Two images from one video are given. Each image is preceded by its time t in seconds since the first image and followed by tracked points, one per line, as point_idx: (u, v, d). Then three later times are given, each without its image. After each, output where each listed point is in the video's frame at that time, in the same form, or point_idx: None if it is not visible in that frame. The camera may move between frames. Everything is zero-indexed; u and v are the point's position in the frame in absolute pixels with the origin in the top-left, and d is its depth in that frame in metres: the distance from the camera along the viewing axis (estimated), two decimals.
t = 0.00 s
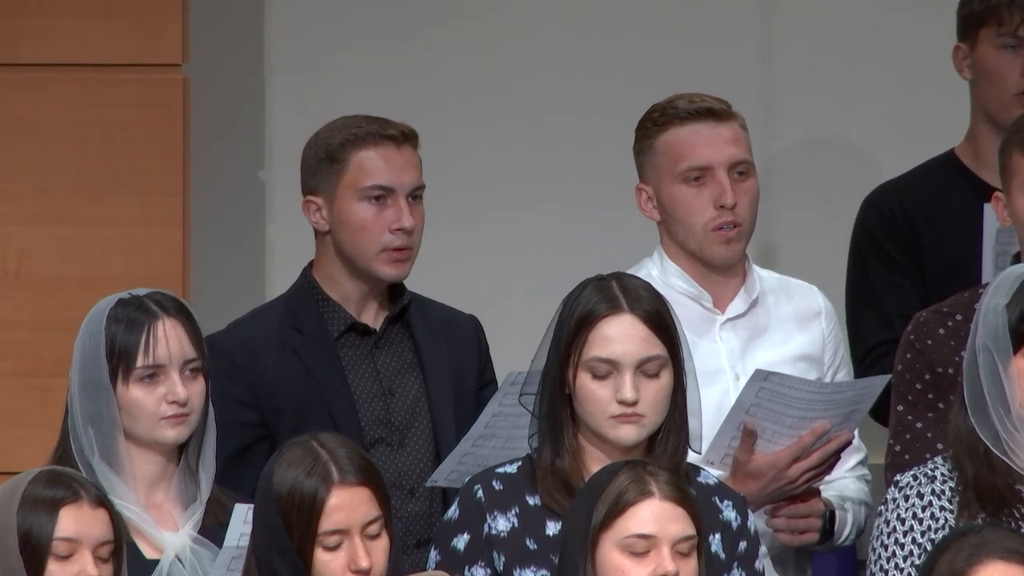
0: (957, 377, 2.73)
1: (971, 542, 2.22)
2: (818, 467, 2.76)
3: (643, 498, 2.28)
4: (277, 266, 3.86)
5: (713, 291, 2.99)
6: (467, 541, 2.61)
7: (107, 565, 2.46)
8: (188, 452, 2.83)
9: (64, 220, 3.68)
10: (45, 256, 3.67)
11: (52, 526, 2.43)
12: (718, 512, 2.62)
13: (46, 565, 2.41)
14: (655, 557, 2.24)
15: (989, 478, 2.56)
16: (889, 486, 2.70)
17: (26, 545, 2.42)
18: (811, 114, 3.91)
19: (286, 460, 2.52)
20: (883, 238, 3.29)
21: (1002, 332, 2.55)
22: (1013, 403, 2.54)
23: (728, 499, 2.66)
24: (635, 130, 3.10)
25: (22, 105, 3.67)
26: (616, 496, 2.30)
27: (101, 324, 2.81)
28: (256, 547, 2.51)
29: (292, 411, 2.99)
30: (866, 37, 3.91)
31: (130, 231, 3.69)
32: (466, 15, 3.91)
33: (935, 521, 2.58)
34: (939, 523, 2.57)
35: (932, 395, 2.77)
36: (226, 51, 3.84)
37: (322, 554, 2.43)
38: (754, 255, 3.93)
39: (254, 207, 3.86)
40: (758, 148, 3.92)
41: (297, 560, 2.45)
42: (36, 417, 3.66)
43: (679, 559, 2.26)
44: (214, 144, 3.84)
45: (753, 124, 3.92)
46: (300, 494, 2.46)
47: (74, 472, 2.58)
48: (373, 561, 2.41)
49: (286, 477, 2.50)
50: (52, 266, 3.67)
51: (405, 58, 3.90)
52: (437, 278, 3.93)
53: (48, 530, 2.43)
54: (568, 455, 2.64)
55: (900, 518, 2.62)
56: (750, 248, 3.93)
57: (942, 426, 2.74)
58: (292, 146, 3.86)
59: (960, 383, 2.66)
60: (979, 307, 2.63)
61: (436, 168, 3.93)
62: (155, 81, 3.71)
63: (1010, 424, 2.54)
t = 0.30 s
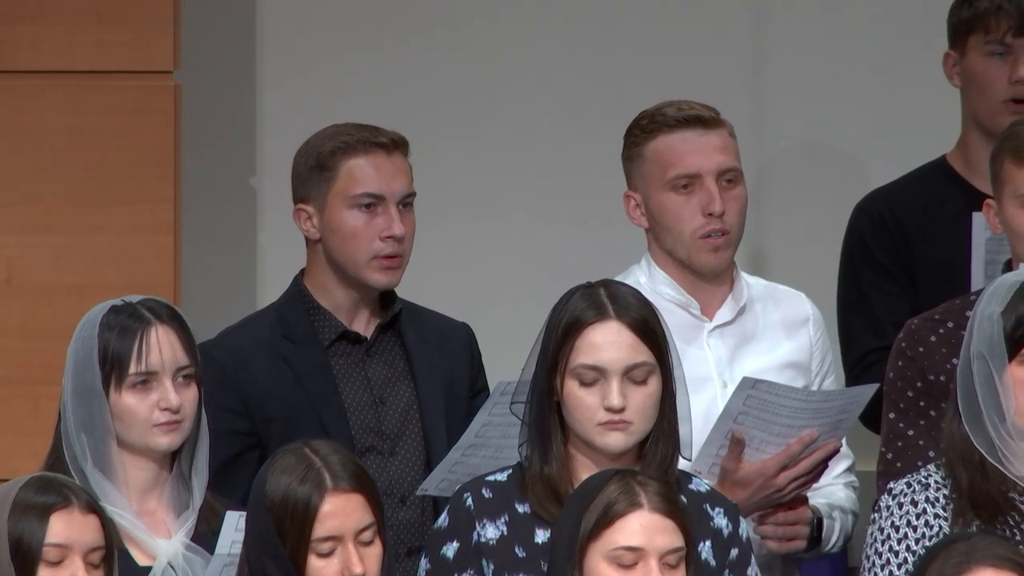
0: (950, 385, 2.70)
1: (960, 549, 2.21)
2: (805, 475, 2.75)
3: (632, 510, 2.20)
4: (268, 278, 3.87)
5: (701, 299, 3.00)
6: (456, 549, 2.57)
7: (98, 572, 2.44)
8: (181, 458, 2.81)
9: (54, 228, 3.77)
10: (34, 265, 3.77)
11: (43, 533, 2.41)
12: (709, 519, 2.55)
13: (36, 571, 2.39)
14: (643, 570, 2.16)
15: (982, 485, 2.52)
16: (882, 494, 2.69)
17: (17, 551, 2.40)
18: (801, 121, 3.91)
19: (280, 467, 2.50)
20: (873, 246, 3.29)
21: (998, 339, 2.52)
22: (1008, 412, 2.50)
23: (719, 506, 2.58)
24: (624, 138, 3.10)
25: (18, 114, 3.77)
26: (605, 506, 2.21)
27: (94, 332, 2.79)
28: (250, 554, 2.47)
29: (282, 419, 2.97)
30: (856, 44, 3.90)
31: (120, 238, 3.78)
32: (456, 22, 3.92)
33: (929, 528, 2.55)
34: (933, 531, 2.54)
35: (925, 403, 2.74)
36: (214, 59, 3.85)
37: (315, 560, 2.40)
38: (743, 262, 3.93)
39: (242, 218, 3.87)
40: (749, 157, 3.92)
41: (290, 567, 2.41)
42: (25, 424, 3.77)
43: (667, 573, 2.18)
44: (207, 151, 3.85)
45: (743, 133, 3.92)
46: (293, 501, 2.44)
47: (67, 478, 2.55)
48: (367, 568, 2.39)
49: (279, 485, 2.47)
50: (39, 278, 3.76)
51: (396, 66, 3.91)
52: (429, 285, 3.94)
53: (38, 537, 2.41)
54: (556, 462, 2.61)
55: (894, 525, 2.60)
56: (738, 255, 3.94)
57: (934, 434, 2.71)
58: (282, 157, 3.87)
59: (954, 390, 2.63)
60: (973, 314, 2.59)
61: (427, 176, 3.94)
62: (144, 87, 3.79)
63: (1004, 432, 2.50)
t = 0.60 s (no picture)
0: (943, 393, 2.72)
1: (948, 555, 2.21)
2: (793, 482, 2.76)
3: (618, 515, 2.19)
4: (260, 282, 3.89)
5: (689, 306, 3.01)
6: (447, 556, 2.53)
7: None
8: (173, 465, 2.75)
9: (46, 235, 3.80)
10: (24, 271, 3.77)
11: (35, 538, 2.37)
12: (699, 527, 2.53)
13: None
14: None
15: (974, 493, 2.53)
16: (873, 502, 2.67)
17: (9, 557, 2.35)
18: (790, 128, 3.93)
19: (273, 474, 2.49)
20: (862, 253, 3.30)
21: (988, 345, 2.53)
22: (999, 417, 2.50)
23: (710, 514, 2.56)
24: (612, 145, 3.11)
25: (9, 119, 3.78)
26: (590, 512, 2.19)
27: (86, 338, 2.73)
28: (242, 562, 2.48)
29: (273, 426, 2.95)
30: (845, 50, 3.92)
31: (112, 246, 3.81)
32: (446, 29, 3.92)
33: (920, 536, 2.54)
34: (924, 539, 2.53)
35: (918, 410, 2.75)
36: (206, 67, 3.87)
37: (308, 568, 2.38)
38: (731, 269, 3.93)
39: (236, 225, 3.88)
40: (738, 162, 3.93)
41: None
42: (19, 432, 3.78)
43: None
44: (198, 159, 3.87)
45: (733, 139, 3.93)
46: (287, 508, 2.43)
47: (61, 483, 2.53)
48: None
49: (273, 491, 2.46)
50: (34, 282, 3.77)
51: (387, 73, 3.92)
52: (420, 291, 3.95)
53: (31, 542, 2.36)
54: (547, 469, 2.55)
55: (885, 532, 2.59)
56: (727, 262, 3.94)
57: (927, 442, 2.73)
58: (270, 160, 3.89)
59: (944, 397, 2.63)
60: (964, 320, 2.60)
61: (418, 184, 3.94)
62: (135, 95, 3.82)
63: (995, 438, 2.50)
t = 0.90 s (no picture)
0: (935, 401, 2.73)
1: (935, 562, 2.21)
2: (783, 489, 2.76)
3: (604, 513, 2.18)
4: (252, 287, 3.90)
5: (679, 313, 3.02)
6: (440, 564, 2.50)
7: None
8: (166, 472, 2.72)
9: (38, 242, 3.81)
10: (16, 278, 3.79)
11: (28, 544, 2.29)
12: (691, 533, 2.52)
13: None
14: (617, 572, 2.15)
15: (962, 500, 2.53)
16: (861, 509, 2.67)
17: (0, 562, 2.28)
18: (780, 134, 3.94)
19: (265, 482, 2.49)
20: (852, 261, 3.32)
21: (976, 353, 2.53)
22: (987, 424, 2.51)
23: (701, 520, 2.55)
24: (601, 152, 3.12)
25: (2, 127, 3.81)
26: (576, 513, 2.19)
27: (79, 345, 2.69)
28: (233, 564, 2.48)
29: (265, 434, 2.95)
30: (834, 57, 3.94)
31: (104, 252, 3.82)
32: (437, 35, 3.94)
33: (908, 542, 2.54)
34: (912, 545, 2.53)
35: (909, 418, 2.77)
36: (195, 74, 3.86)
37: None
38: (722, 276, 3.94)
39: (227, 231, 3.89)
40: (727, 169, 3.94)
41: None
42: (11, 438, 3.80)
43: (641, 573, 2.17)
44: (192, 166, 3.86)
45: (722, 145, 3.94)
46: (280, 515, 2.43)
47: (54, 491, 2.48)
48: None
49: (265, 498, 2.46)
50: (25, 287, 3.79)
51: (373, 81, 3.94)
52: (411, 299, 3.96)
53: (23, 548, 2.28)
54: (540, 477, 2.54)
55: (872, 539, 2.59)
56: (717, 269, 3.94)
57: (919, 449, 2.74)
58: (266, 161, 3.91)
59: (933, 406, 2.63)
60: (952, 328, 2.61)
61: (409, 190, 3.96)
62: (126, 101, 3.82)
63: (982, 445, 2.50)
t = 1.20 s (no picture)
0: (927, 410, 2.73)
1: (923, 569, 2.19)
2: (776, 496, 2.75)
3: (582, 519, 2.16)
4: (242, 294, 3.85)
5: (671, 320, 3.01)
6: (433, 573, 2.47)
7: None
8: (157, 481, 2.70)
9: (31, 248, 3.86)
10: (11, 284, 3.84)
11: (16, 551, 2.26)
12: (682, 541, 2.51)
13: None
14: None
15: (949, 507, 2.52)
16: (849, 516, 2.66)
17: None
18: (773, 141, 3.94)
19: (255, 489, 2.47)
20: (845, 270, 3.31)
21: (962, 360, 2.52)
22: (974, 431, 2.49)
23: (693, 527, 2.54)
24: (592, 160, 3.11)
25: None
26: (554, 520, 2.17)
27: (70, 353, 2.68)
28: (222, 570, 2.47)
29: (255, 441, 2.94)
30: (826, 65, 3.94)
31: (95, 260, 3.87)
32: (429, 43, 3.93)
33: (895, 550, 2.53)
34: (899, 553, 2.52)
35: (901, 425, 2.77)
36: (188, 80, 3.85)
37: None
38: (713, 283, 3.93)
39: (220, 237, 3.84)
40: (719, 177, 3.93)
41: None
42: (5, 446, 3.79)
43: None
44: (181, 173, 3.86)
45: (714, 153, 3.93)
46: (270, 522, 2.41)
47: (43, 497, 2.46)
48: None
49: (254, 506, 2.44)
50: (16, 294, 3.83)
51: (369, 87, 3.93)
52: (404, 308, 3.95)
53: (12, 556, 2.26)
54: (534, 485, 2.51)
55: (860, 547, 2.58)
56: (709, 276, 3.93)
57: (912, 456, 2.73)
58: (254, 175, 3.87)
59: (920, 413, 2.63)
60: (938, 336, 2.59)
61: (401, 199, 3.94)
62: (118, 108, 3.86)
63: (969, 452, 2.49)
